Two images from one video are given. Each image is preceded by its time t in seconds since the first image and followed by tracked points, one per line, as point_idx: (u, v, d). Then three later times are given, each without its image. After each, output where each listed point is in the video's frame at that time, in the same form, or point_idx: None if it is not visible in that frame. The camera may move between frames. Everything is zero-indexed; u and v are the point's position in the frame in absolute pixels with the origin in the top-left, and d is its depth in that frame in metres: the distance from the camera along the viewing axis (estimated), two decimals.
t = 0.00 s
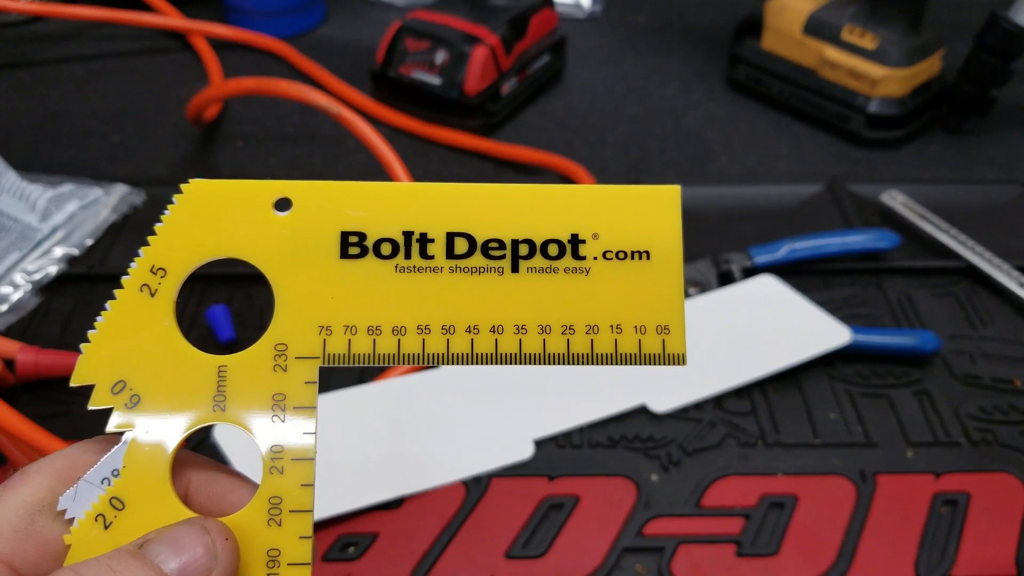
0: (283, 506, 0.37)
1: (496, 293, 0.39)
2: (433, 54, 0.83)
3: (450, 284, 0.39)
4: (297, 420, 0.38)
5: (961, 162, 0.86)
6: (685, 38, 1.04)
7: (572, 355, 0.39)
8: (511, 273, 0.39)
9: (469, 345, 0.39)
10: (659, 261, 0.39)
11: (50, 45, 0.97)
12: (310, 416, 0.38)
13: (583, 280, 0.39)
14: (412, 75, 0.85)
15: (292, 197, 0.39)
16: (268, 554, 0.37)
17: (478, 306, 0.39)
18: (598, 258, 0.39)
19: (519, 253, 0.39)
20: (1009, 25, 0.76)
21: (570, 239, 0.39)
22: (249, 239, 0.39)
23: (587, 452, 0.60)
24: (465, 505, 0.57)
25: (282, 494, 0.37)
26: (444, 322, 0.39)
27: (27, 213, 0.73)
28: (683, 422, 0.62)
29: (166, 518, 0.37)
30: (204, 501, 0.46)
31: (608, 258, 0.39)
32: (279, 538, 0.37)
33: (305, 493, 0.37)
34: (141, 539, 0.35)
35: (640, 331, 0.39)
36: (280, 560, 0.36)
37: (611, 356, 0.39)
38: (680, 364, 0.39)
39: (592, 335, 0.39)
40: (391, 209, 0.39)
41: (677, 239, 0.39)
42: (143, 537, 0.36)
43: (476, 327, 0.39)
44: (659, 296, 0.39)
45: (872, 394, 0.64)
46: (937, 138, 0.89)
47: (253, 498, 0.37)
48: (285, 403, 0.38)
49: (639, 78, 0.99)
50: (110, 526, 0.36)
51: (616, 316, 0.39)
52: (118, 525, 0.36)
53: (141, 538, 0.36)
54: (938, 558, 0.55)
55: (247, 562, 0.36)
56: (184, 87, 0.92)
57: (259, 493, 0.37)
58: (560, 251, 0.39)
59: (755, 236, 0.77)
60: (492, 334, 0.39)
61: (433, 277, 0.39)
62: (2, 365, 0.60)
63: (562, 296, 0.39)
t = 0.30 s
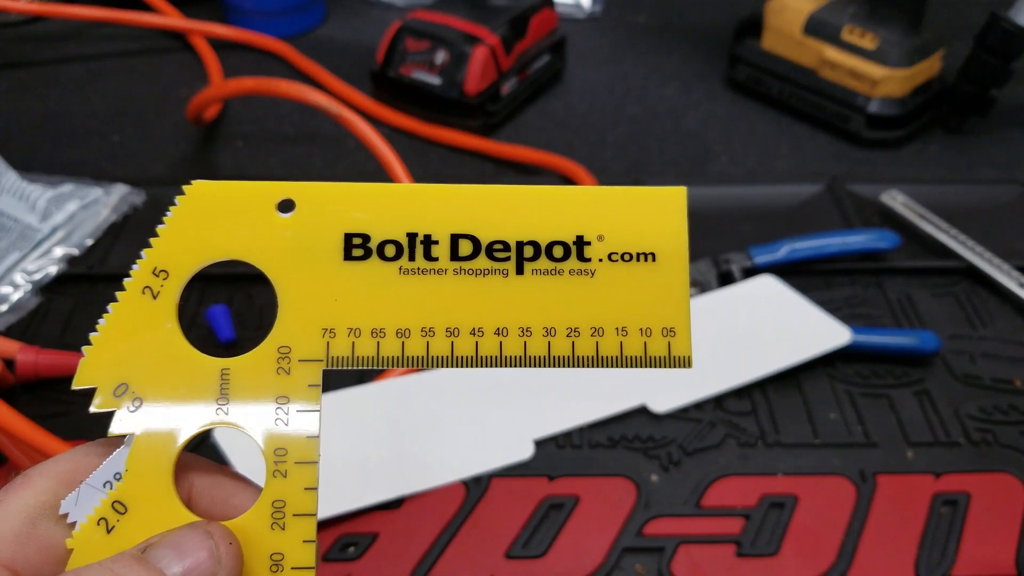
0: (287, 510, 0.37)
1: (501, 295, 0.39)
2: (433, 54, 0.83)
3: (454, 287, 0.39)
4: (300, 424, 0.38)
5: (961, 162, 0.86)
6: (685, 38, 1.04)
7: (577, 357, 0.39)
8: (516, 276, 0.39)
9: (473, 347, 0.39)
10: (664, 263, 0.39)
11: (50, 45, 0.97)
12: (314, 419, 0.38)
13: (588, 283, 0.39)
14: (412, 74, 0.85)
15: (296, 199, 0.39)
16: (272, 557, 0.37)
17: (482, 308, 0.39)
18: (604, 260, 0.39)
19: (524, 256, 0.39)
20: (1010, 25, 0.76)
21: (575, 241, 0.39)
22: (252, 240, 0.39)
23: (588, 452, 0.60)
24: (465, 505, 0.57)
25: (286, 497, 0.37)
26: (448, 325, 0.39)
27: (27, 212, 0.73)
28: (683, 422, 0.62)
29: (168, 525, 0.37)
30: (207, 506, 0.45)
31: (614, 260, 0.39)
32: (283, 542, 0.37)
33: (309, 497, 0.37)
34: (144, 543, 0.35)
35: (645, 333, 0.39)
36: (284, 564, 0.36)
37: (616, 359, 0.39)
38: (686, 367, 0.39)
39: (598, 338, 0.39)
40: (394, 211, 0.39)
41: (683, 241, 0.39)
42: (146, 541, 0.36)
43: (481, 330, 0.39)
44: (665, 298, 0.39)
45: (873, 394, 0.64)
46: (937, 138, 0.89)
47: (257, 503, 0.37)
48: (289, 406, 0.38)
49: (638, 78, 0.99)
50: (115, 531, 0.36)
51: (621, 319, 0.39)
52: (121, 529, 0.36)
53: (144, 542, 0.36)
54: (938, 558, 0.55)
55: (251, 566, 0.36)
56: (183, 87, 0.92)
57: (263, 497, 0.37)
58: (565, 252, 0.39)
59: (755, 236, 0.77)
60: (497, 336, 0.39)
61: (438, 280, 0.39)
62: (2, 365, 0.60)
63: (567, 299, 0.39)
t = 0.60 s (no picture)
0: (288, 515, 0.37)
1: (504, 299, 0.39)
2: (434, 54, 0.83)
3: (456, 291, 0.39)
4: (301, 429, 0.38)
5: (961, 162, 0.86)
6: (685, 38, 1.04)
7: (579, 362, 0.39)
8: (519, 280, 0.39)
9: (476, 351, 0.39)
10: (668, 267, 0.39)
11: (51, 45, 0.97)
12: (315, 423, 0.38)
13: (591, 287, 0.39)
14: (412, 75, 0.85)
15: (297, 202, 0.39)
16: (272, 563, 0.37)
17: (485, 313, 0.39)
18: (607, 264, 0.39)
19: (527, 259, 0.39)
20: (1010, 25, 0.76)
21: (578, 245, 0.39)
22: (253, 244, 0.39)
23: (588, 452, 0.60)
24: (465, 506, 0.57)
25: (287, 502, 0.37)
26: (450, 329, 0.39)
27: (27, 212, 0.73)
28: (684, 422, 0.62)
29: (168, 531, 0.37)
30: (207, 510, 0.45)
31: (617, 264, 0.39)
32: (283, 548, 0.37)
33: (309, 502, 0.37)
34: (143, 549, 0.35)
35: (649, 338, 0.39)
36: (284, 570, 0.36)
37: (620, 364, 0.39)
38: (690, 372, 0.39)
39: (601, 342, 0.39)
40: (396, 214, 0.39)
41: (687, 245, 0.39)
42: (145, 547, 0.36)
43: (483, 334, 0.39)
44: (669, 303, 0.39)
45: (873, 395, 0.64)
46: (938, 138, 0.89)
47: (257, 509, 0.37)
48: (290, 411, 0.38)
49: (639, 78, 0.99)
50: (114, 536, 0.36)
51: (624, 324, 0.39)
52: (120, 534, 0.36)
53: (143, 548, 0.36)
54: (938, 559, 0.55)
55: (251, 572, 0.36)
56: (184, 87, 0.92)
57: (264, 503, 0.37)
58: (568, 256, 0.39)
59: (755, 236, 0.77)
60: (499, 341, 0.39)
61: (441, 284, 0.39)
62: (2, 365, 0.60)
63: (570, 303, 0.39)
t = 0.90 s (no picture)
0: (287, 522, 0.37)
1: (508, 306, 0.39)
2: (434, 55, 0.83)
3: (460, 296, 0.39)
4: (300, 434, 0.38)
5: (962, 162, 0.86)
6: (686, 38, 1.04)
7: (584, 370, 0.39)
8: (524, 285, 0.39)
9: (480, 358, 0.39)
10: (675, 275, 0.39)
11: (51, 45, 0.97)
12: (314, 430, 0.38)
13: (596, 293, 0.39)
14: (412, 75, 0.85)
15: (300, 205, 0.39)
16: (271, 569, 0.37)
17: (489, 319, 0.39)
18: (613, 270, 0.39)
19: (532, 265, 0.39)
20: (1010, 25, 0.76)
21: (584, 251, 0.39)
22: (255, 247, 0.38)
23: (589, 453, 0.60)
24: (466, 508, 0.57)
25: (286, 509, 0.37)
26: (454, 335, 0.39)
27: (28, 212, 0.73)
28: (684, 423, 0.62)
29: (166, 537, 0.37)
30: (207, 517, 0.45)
31: (624, 271, 0.39)
32: (282, 554, 0.37)
33: (309, 509, 0.37)
34: (141, 555, 0.35)
35: (655, 346, 0.39)
36: None
37: (625, 372, 0.39)
38: (696, 381, 0.39)
39: (606, 350, 0.39)
40: (400, 219, 0.39)
41: (695, 253, 0.39)
42: (143, 553, 0.36)
43: (488, 340, 0.39)
44: (675, 311, 0.39)
45: (874, 395, 0.64)
46: (938, 138, 0.89)
47: (255, 516, 0.37)
48: (290, 417, 0.38)
49: (639, 78, 0.99)
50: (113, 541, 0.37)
51: (629, 332, 0.39)
52: (117, 539, 0.37)
53: (141, 554, 0.36)
54: (938, 559, 0.55)
55: None
56: (185, 88, 0.92)
57: (263, 509, 0.37)
58: (574, 263, 0.39)
59: (756, 236, 0.77)
60: (504, 347, 0.39)
61: (445, 289, 0.39)
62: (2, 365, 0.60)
63: (575, 310, 0.39)
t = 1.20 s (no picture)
0: (283, 521, 0.37)
1: (506, 302, 0.39)
2: (435, 55, 0.83)
3: (458, 292, 0.39)
4: (296, 433, 0.38)
5: (963, 163, 0.86)
6: (687, 39, 1.04)
7: (582, 367, 0.39)
8: (523, 282, 0.39)
9: (477, 355, 0.39)
10: (673, 270, 0.39)
11: (52, 46, 0.97)
12: (309, 428, 0.38)
13: (594, 289, 0.39)
14: (413, 76, 0.85)
15: (295, 200, 0.39)
16: (267, 568, 0.37)
17: (488, 315, 0.39)
18: (612, 266, 0.39)
19: (530, 261, 0.39)
20: (1012, 25, 0.76)
21: (582, 247, 0.39)
22: (250, 242, 0.39)
23: (589, 453, 0.60)
24: (465, 507, 0.57)
25: (282, 508, 0.37)
26: (452, 331, 0.39)
27: (29, 213, 0.73)
28: (685, 423, 0.62)
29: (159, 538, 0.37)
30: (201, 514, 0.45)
31: (622, 267, 0.39)
32: (278, 553, 0.37)
33: (305, 508, 0.37)
34: (135, 554, 0.35)
35: (653, 342, 0.39)
36: None
37: (623, 368, 0.39)
38: (695, 377, 0.39)
39: (604, 346, 0.39)
40: (397, 214, 0.39)
41: (694, 249, 0.39)
42: (137, 552, 0.36)
43: (486, 337, 0.39)
44: (675, 308, 0.39)
45: (875, 396, 0.64)
46: (939, 139, 0.88)
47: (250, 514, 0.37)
48: (286, 414, 0.38)
49: (640, 79, 0.99)
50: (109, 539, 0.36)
51: (628, 328, 0.39)
52: (111, 537, 0.37)
53: (135, 552, 0.36)
54: (940, 560, 0.55)
55: None
56: (185, 88, 0.92)
57: (257, 508, 0.37)
58: (572, 258, 0.39)
59: (757, 237, 0.77)
60: (501, 344, 0.39)
61: (442, 285, 0.39)
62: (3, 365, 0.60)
63: (573, 306, 0.39)
